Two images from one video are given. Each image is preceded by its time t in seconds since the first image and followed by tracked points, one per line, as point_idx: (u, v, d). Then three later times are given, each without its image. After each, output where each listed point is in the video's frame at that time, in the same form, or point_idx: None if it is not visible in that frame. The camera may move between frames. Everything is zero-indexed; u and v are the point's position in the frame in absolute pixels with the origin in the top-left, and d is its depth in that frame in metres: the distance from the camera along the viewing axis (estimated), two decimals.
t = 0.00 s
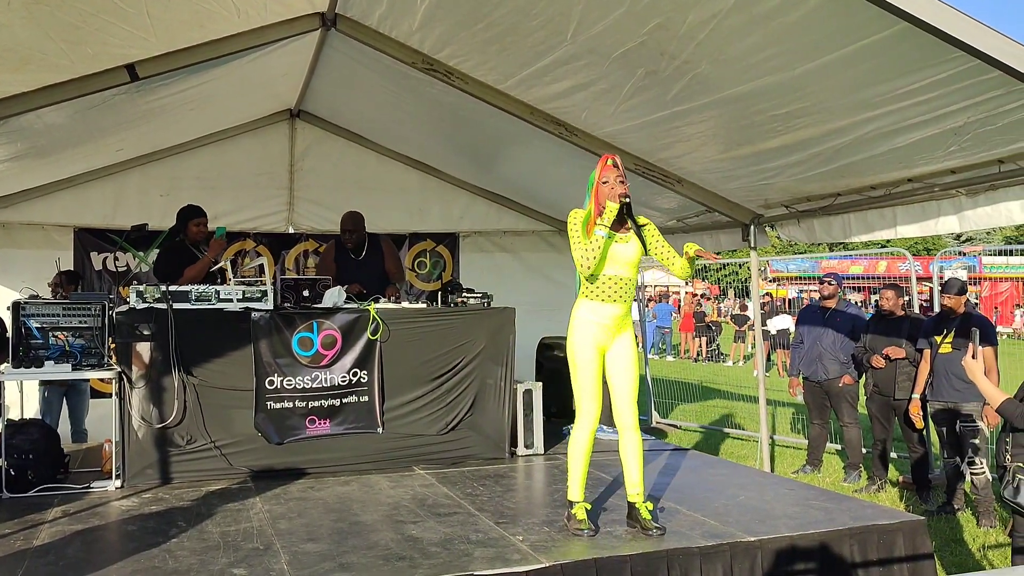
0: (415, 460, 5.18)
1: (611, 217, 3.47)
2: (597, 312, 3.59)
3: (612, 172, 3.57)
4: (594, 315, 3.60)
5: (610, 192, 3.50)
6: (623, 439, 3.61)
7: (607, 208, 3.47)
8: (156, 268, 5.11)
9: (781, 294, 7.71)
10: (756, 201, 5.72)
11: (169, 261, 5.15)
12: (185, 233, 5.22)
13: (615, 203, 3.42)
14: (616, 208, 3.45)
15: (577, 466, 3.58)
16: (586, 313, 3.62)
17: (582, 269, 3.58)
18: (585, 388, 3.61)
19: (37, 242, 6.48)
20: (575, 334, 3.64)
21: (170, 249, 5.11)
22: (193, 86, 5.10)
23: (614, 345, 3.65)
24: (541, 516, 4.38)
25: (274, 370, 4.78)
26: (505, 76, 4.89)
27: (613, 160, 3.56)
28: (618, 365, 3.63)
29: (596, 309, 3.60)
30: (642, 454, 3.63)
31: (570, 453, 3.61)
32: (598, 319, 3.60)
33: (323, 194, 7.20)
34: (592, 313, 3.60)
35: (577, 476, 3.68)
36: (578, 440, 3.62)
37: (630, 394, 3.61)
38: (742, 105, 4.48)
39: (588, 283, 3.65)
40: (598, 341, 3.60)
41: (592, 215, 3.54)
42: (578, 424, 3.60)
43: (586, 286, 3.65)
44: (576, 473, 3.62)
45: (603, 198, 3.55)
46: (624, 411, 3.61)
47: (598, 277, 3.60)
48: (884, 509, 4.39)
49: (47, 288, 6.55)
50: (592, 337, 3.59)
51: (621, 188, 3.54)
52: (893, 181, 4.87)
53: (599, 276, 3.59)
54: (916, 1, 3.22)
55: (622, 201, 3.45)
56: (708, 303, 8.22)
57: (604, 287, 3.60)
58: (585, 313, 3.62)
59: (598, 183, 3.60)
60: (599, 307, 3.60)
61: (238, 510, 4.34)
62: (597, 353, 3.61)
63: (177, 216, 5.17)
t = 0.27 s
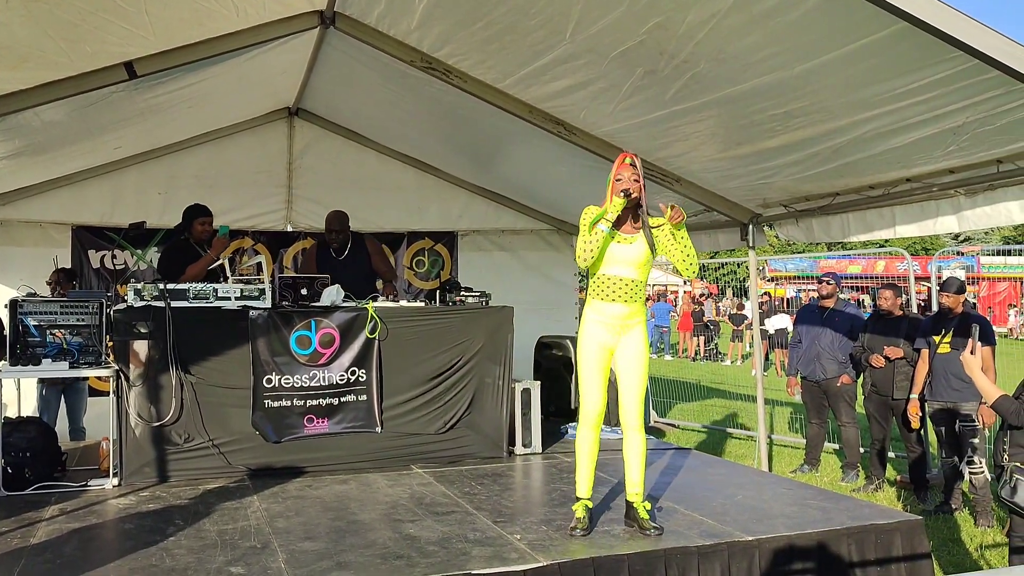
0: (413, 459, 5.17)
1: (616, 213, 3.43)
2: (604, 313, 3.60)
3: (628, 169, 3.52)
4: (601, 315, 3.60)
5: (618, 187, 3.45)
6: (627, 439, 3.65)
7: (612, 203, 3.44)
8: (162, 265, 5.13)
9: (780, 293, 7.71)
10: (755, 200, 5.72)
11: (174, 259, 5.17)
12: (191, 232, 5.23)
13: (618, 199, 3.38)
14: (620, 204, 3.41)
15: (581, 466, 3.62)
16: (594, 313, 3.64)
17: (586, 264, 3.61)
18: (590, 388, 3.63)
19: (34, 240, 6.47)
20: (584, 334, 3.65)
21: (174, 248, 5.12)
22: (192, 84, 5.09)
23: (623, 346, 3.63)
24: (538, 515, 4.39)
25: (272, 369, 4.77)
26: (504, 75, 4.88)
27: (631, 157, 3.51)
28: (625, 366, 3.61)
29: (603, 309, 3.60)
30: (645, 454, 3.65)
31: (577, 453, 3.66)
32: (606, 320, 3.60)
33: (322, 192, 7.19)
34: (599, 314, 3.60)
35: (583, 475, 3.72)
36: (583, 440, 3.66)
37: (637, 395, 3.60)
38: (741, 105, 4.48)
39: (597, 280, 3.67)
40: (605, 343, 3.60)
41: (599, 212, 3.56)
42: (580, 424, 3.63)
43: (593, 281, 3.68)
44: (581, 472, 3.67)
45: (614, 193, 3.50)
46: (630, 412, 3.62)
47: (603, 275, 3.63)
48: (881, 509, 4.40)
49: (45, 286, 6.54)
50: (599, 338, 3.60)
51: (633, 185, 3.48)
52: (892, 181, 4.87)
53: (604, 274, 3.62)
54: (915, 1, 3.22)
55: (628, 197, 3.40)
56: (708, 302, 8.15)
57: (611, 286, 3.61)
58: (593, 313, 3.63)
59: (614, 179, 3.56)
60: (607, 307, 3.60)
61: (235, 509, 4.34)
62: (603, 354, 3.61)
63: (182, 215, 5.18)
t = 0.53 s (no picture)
0: (418, 457, 5.17)
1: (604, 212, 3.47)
2: (605, 311, 3.59)
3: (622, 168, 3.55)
4: (603, 313, 3.59)
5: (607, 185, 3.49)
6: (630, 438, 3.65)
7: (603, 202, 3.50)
8: (172, 265, 5.25)
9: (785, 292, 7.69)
10: (760, 199, 5.70)
11: (183, 259, 5.28)
12: (200, 232, 5.37)
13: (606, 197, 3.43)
14: (609, 203, 3.45)
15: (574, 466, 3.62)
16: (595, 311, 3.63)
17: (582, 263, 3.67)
18: (589, 387, 3.62)
19: (40, 238, 6.48)
20: (585, 332, 3.65)
21: (183, 246, 5.25)
22: (197, 82, 5.10)
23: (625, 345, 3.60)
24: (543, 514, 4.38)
25: (277, 367, 4.78)
26: (508, 73, 4.87)
27: (625, 155, 3.53)
28: (628, 365, 3.58)
29: (605, 308, 3.59)
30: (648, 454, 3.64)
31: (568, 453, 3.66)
32: (607, 319, 3.59)
33: (327, 191, 7.20)
34: (600, 312, 3.60)
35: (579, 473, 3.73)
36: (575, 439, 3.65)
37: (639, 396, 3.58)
38: (747, 103, 4.46)
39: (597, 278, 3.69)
40: (607, 342, 3.59)
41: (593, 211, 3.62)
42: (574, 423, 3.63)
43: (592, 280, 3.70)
44: (572, 471, 3.68)
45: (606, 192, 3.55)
46: (632, 412, 3.60)
47: (600, 274, 3.66)
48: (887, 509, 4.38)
49: (50, 284, 6.56)
50: (601, 337, 3.59)
51: (623, 183, 3.51)
52: (898, 180, 4.85)
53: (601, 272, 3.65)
54: None
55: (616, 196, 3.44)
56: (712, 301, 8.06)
57: (610, 284, 3.61)
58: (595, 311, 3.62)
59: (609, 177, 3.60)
60: (608, 307, 3.59)
61: (240, 507, 4.35)
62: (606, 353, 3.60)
63: (192, 215, 5.35)
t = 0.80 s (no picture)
0: (430, 455, 5.18)
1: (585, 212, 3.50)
2: (587, 310, 3.59)
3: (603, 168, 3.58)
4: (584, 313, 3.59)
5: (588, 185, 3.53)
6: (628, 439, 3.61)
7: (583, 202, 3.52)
8: (188, 264, 5.33)
9: (799, 291, 7.68)
10: (774, 197, 5.67)
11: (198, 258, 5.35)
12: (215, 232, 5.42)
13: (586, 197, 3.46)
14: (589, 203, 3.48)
15: (573, 467, 3.64)
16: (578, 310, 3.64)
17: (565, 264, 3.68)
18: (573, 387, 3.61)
19: (54, 237, 6.52)
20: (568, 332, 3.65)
21: (199, 246, 5.31)
22: (210, 81, 5.12)
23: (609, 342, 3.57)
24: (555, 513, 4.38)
25: (290, 365, 4.79)
26: (521, 72, 4.87)
27: (604, 157, 3.57)
28: (614, 363, 3.56)
29: (587, 308, 3.59)
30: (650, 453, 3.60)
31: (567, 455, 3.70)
32: (589, 318, 3.59)
33: (339, 190, 7.21)
34: (581, 311, 3.61)
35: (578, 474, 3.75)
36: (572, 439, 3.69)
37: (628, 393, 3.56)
38: (760, 101, 4.44)
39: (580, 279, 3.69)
40: (590, 341, 3.58)
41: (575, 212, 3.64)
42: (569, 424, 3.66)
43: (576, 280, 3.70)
44: (571, 474, 3.70)
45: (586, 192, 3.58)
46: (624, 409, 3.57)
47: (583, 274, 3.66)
48: (902, 509, 4.34)
49: (65, 283, 6.60)
50: (584, 336, 3.59)
51: (604, 183, 3.54)
52: (914, 178, 4.81)
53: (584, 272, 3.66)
54: None
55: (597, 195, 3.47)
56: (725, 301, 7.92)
57: (592, 284, 3.62)
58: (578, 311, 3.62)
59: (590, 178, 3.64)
60: (589, 305, 3.59)
61: (253, 504, 4.36)
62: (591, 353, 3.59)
63: (207, 213, 5.38)
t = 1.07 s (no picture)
0: (448, 453, 5.19)
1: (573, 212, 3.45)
2: (575, 307, 3.55)
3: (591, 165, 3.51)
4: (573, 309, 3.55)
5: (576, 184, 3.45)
6: (605, 436, 3.59)
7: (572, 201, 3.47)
8: (206, 261, 5.37)
9: (818, 289, 7.67)
10: (794, 195, 5.63)
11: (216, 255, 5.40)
12: (233, 229, 5.48)
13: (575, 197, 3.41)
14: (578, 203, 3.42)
15: (577, 468, 3.61)
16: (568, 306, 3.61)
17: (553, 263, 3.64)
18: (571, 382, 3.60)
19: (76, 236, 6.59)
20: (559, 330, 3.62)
21: (217, 243, 5.36)
22: (230, 80, 5.15)
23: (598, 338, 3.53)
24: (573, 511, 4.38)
25: (308, 363, 4.81)
26: (538, 70, 4.87)
27: (592, 153, 3.49)
28: (601, 360, 3.52)
29: (574, 304, 3.55)
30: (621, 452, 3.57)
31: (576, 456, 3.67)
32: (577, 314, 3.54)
33: (357, 189, 7.24)
34: (570, 308, 3.57)
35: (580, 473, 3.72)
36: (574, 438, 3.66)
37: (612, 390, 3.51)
38: (779, 99, 4.42)
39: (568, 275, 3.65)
40: (579, 338, 3.55)
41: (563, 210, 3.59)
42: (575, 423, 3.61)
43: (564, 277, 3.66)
44: (584, 475, 3.66)
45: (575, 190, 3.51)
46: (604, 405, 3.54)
47: (570, 272, 3.62)
48: (923, 509, 4.30)
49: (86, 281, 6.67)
50: (572, 333, 3.57)
51: (594, 181, 3.46)
52: (936, 175, 4.75)
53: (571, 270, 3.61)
54: None
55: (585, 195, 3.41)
56: (745, 299, 8.01)
57: (579, 281, 3.57)
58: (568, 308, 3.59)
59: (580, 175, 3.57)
60: (578, 302, 3.55)
61: (272, 501, 4.38)
62: (581, 350, 3.56)
63: (227, 212, 5.43)
